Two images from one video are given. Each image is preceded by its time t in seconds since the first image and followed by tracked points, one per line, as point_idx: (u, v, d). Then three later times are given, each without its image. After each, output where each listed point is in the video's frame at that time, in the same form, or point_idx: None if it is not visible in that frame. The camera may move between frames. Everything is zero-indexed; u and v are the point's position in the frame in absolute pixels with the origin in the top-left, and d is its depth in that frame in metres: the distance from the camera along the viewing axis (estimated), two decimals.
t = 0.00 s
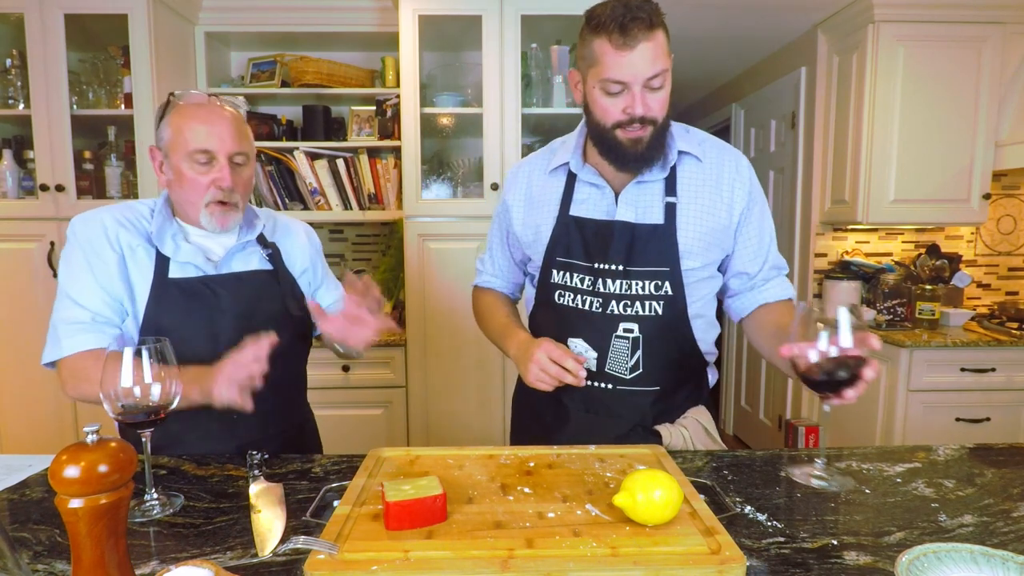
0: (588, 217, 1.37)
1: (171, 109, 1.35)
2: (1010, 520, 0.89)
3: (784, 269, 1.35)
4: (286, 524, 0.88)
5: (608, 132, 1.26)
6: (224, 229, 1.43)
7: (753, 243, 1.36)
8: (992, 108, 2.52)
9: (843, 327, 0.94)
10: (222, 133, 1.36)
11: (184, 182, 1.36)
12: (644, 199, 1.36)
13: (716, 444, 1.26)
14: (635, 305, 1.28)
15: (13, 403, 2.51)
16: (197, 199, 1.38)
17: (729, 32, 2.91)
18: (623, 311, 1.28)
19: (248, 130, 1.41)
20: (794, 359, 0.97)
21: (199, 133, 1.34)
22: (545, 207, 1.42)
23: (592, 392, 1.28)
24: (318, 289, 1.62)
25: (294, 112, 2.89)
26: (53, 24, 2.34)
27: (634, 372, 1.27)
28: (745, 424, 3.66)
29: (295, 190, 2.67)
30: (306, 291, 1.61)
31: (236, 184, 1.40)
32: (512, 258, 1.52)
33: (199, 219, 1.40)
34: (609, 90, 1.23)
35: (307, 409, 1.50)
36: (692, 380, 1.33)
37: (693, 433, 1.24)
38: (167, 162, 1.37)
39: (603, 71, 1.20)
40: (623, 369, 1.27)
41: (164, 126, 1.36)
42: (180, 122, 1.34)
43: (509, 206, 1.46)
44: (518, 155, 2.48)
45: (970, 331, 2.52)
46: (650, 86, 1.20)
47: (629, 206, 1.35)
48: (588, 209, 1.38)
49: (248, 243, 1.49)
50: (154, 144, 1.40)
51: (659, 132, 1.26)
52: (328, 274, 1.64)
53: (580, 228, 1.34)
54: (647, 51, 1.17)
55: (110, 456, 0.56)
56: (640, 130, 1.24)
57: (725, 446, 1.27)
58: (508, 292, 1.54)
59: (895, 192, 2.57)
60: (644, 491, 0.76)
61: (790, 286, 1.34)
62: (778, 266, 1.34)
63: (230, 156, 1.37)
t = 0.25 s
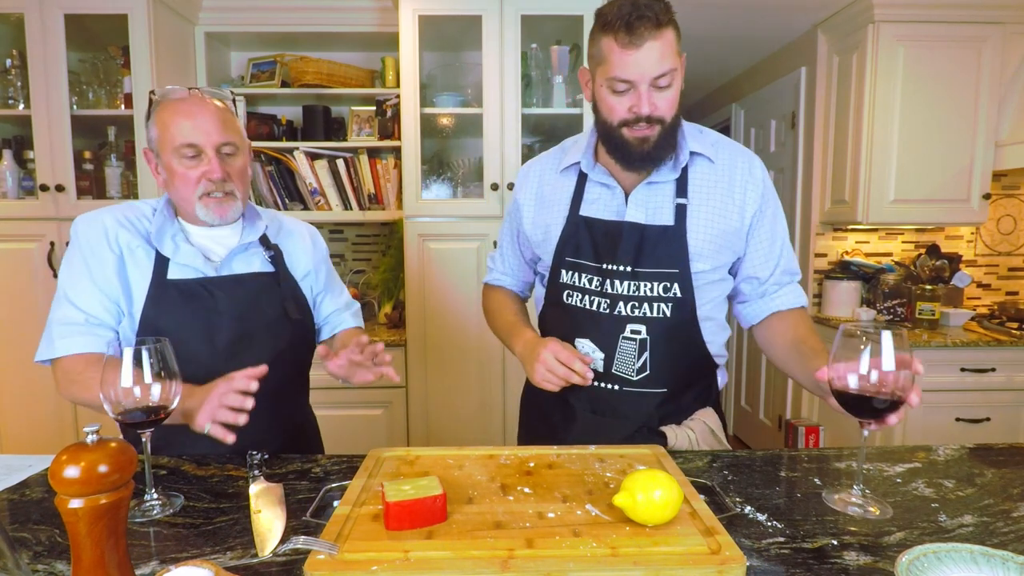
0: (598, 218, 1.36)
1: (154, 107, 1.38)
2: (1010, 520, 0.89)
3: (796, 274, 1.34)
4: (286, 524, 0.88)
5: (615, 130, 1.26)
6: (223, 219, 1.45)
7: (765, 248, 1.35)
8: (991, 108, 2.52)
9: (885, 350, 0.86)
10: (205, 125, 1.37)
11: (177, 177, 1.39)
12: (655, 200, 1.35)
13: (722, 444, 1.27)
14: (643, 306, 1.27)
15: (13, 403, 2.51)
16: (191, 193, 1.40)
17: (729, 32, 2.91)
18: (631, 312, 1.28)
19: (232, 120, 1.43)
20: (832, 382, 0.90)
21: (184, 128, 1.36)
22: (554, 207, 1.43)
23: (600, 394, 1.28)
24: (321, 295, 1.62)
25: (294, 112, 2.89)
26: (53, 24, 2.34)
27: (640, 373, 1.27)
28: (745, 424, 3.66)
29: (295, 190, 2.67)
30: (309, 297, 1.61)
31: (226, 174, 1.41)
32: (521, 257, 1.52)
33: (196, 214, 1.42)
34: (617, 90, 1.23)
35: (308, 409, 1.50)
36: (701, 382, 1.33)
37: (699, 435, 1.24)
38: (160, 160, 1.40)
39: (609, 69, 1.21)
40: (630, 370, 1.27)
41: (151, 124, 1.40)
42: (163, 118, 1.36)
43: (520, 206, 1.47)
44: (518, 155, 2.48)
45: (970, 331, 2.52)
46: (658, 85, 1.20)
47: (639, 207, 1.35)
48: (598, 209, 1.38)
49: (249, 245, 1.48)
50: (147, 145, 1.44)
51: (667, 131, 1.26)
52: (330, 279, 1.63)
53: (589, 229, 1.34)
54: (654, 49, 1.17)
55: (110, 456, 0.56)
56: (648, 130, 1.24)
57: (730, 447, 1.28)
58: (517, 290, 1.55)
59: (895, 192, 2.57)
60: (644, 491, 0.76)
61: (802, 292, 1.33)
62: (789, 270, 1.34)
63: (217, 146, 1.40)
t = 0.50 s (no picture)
0: (609, 219, 1.36)
1: (165, 107, 1.39)
2: (1010, 520, 0.89)
3: (810, 277, 1.33)
4: (286, 524, 0.88)
5: (621, 129, 1.26)
6: (230, 221, 1.44)
7: (779, 251, 1.33)
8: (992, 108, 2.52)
9: (898, 361, 0.85)
10: (216, 126, 1.38)
11: (186, 176, 1.39)
12: (667, 202, 1.35)
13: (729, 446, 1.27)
14: (653, 308, 1.27)
15: (13, 403, 2.51)
16: (201, 193, 1.40)
17: (729, 32, 2.91)
18: (642, 314, 1.27)
19: (244, 122, 1.44)
20: (842, 395, 0.89)
21: (195, 128, 1.37)
22: (566, 208, 1.43)
23: (610, 395, 1.28)
24: (323, 299, 1.62)
25: (294, 112, 2.89)
26: (53, 24, 2.34)
27: (650, 376, 1.27)
28: (745, 424, 3.66)
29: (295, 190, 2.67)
30: (311, 300, 1.61)
31: (236, 175, 1.42)
32: (535, 258, 1.53)
33: (204, 214, 1.42)
34: (624, 90, 1.24)
35: (307, 409, 1.50)
36: (712, 384, 1.32)
37: (707, 436, 1.24)
38: (168, 159, 1.41)
39: (615, 69, 1.22)
40: (639, 372, 1.27)
41: (161, 123, 1.40)
42: (174, 117, 1.37)
43: (533, 206, 1.48)
44: (518, 155, 2.48)
45: (970, 331, 2.52)
46: (663, 85, 1.21)
47: (651, 209, 1.34)
48: (611, 209, 1.38)
49: (251, 246, 1.47)
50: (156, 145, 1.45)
51: (675, 131, 1.25)
52: (333, 285, 1.63)
53: (600, 230, 1.33)
54: (658, 49, 1.17)
55: (110, 456, 0.56)
56: (656, 129, 1.24)
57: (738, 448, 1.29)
58: (530, 290, 1.56)
59: (895, 192, 2.57)
60: (644, 490, 0.76)
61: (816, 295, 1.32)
62: (803, 273, 1.33)
63: (227, 147, 1.40)
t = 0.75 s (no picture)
0: (617, 220, 1.37)
1: (190, 90, 1.49)
2: (1010, 520, 0.89)
3: (820, 280, 1.33)
4: (286, 524, 0.88)
5: (624, 129, 1.27)
6: (235, 188, 1.43)
7: (789, 254, 1.33)
8: (992, 108, 2.52)
9: (900, 368, 0.86)
10: (234, 102, 1.47)
11: (199, 142, 1.43)
12: (676, 204, 1.35)
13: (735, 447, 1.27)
14: (661, 310, 1.26)
15: (13, 403, 2.51)
16: (209, 156, 1.41)
17: (729, 32, 2.91)
18: (649, 316, 1.27)
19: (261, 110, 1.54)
20: (844, 402, 0.89)
21: (212, 99, 1.45)
22: (575, 209, 1.43)
23: (618, 397, 1.29)
24: (327, 300, 1.63)
25: (294, 112, 2.89)
26: (53, 24, 2.34)
27: (657, 377, 1.27)
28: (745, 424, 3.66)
29: (295, 190, 2.67)
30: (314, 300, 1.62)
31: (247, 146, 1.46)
32: (545, 258, 1.53)
33: (209, 177, 1.41)
34: (626, 90, 1.24)
35: (307, 410, 1.51)
36: (721, 385, 1.32)
37: (713, 437, 1.24)
38: (184, 134, 1.46)
39: (617, 69, 1.22)
40: (646, 373, 1.27)
41: (181, 104, 1.48)
42: (197, 95, 1.46)
43: (543, 206, 1.49)
44: (518, 155, 2.48)
45: (970, 331, 2.52)
46: (665, 85, 1.21)
47: (660, 211, 1.34)
48: (620, 210, 1.39)
49: (255, 239, 1.49)
50: (172, 131, 1.51)
51: (678, 133, 1.25)
52: (336, 288, 1.64)
53: (608, 231, 1.34)
54: (659, 49, 1.17)
55: (110, 457, 0.56)
56: (658, 130, 1.24)
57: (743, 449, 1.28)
58: (540, 290, 1.56)
59: (895, 192, 2.57)
60: (644, 490, 0.76)
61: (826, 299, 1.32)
62: (813, 276, 1.33)
63: (242, 122, 1.47)
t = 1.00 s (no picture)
0: (620, 220, 1.37)
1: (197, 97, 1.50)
2: (1010, 520, 0.89)
3: (823, 281, 1.33)
4: (285, 524, 0.88)
5: (624, 127, 1.28)
6: (248, 187, 1.43)
7: (792, 254, 1.33)
8: (992, 108, 2.52)
9: (900, 371, 0.86)
10: (242, 105, 1.47)
11: (210, 146, 1.43)
12: (679, 205, 1.35)
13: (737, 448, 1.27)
14: (665, 310, 1.26)
15: (13, 403, 2.51)
16: (221, 158, 1.41)
17: (729, 32, 2.91)
18: (652, 316, 1.27)
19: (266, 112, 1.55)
20: (846, 405, 0.89)
21: (219, 103, 1.46)
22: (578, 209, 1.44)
23: (620, 397, 1.28)
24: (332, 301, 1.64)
25: (294, 112, 2.90)
26: (53, 24, 2.34)
27: (660, 377, 1.27)
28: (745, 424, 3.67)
29: (295, 190, 2.67)
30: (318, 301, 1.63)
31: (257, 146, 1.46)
32: (548, 257, 1.53)
33: (222, 178, 1.41)
34: (626, 87, 1.24)
35: (308, 410, 1.50)
36: (723, 385, 1.32)
37: (716, 437, 1.24)
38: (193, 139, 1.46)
39: (618, 67, 1.23)
40: (649, 374, 1.27)
41: (190, 112, 1.49)
42: (204, 100, 1.47)
43: (546, 206, 1.49)
44: (518, 155, 2.48)
45: (970, 331, 2.52)
46: (664, 82, 1.21)
47: (663, 211, 1.35)
48: (623, 211, 1.39)
49: (262, 241, 1.49)
50: (181, 139, 1.51)
51: (676, 132, 1.25)
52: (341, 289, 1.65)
53: (611, 232, 1.34)
54: (657, 46, 1.18)
55: (110, 457, 0.56)
56: (658, 129, 1.24)
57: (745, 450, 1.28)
58: (544, 290, 1.56)
59: (895, 192, 2.57)
60: (644, 491, 0.76)
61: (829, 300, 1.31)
62: (816, 277, 1.32)
63: (250, 122, 1.47)
